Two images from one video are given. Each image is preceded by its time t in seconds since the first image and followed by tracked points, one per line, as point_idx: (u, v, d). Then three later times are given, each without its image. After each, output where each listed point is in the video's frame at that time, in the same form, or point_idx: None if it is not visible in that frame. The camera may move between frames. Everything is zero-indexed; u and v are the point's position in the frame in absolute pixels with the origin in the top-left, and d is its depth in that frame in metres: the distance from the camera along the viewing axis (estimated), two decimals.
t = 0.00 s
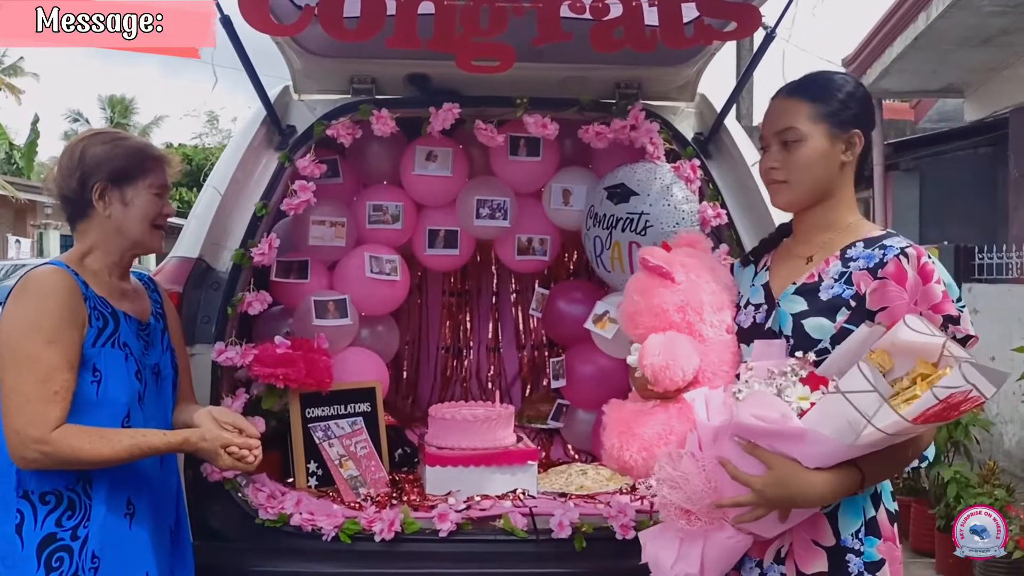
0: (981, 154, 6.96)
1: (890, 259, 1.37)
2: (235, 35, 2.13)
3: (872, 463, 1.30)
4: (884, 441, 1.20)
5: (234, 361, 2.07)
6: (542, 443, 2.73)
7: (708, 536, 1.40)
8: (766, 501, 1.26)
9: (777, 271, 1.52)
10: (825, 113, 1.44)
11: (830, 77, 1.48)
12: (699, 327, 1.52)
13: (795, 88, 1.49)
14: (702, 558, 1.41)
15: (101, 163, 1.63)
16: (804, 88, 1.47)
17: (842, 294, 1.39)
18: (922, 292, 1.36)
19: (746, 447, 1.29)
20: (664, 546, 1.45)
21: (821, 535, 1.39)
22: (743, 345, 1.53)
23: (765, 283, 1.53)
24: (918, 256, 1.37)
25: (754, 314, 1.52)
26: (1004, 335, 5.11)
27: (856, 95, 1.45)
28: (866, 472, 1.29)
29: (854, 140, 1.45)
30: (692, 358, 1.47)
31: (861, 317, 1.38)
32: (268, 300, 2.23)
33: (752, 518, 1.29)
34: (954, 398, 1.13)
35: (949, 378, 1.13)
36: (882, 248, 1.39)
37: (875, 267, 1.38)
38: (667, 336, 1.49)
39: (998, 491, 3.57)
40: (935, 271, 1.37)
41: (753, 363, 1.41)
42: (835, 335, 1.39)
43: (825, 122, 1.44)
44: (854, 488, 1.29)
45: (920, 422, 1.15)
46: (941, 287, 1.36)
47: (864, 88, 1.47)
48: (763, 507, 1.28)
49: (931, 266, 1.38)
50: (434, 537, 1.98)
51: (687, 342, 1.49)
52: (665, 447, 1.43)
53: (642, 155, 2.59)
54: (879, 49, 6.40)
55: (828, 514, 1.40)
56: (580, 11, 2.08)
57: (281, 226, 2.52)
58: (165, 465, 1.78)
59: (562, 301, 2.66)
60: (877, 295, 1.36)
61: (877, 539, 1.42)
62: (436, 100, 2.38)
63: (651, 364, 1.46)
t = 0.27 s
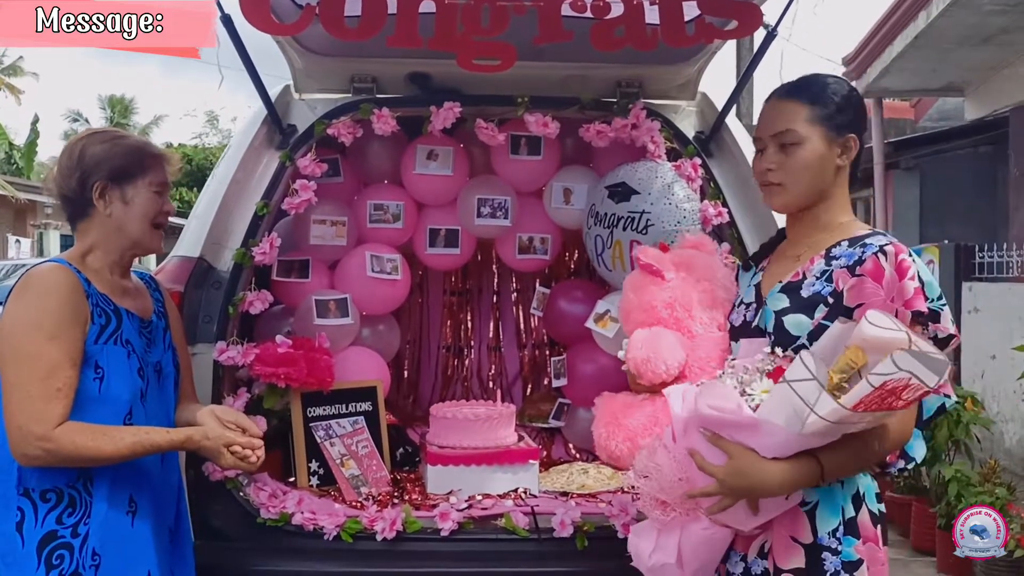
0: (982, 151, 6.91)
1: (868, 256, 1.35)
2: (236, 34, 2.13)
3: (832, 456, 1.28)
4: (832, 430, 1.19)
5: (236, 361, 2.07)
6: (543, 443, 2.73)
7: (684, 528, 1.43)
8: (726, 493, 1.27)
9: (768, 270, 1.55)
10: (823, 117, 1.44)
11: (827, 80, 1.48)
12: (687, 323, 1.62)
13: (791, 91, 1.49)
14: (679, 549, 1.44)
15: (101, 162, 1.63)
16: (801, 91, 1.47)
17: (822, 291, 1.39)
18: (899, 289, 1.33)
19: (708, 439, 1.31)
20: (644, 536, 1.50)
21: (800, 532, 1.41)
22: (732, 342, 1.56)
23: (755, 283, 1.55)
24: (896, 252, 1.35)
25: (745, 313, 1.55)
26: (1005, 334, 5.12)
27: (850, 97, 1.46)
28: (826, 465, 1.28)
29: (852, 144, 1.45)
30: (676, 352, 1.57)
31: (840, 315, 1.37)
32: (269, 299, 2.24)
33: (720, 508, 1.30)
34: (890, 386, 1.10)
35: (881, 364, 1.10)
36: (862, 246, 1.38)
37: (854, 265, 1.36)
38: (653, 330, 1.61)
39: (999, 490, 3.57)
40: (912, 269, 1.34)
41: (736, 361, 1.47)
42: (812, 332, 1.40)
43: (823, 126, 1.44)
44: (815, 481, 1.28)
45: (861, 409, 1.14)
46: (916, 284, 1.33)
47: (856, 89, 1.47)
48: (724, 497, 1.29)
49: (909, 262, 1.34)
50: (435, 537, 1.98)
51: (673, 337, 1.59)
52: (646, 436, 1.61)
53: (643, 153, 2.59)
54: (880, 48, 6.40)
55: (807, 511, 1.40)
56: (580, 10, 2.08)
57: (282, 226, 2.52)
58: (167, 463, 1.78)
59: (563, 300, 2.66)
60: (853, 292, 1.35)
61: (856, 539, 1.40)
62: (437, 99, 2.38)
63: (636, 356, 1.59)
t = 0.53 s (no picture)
0: (985, 149, 6.90)
1: (871, 252, 1.39)
2: (236, 32, 2.12)
3: (850, 441, 1.29)
4: (857, 410, 1.20)
5: (238, 360, 2.06)
6: (545, 441, 2.73)
7: (695, 524, 1.42)
8: (746, 480, 1.27)
9: (767, 269, 1.56)
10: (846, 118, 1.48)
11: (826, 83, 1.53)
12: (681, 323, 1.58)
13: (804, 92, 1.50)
14: (691, 546, 1.42)
15: (96, 159, 1.62)
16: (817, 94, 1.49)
17: (825, 286, 1.42)
18: (903, 284, 1.37)
19: (723, 428, 1.31)
20: (652, 535, 1.47)
21: (806, 528, 1.40)
22: (729, 342, 1.57)
23: (750, 283, 1.57)
24: (898, 248, 1.39)
25: (741, 313, 1.56)
26: (1006, 332, 5.11)
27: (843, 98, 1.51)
28: (846, 452, 1.29)
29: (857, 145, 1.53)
30: (673, 353, 1.50)
31: (845, 308, 1.39)
32: (270, 297, 2.23)
33: (736, 499, 1.30)
34: (918, 361, 1.11)
35: (910, 339, 1.11)
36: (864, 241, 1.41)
37: (856, 260, 1.40)
38: (647, 333, 1.53)
39: (1001, 488, 3.56)
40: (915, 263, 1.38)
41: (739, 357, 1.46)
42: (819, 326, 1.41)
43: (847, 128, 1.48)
44: (834, 467, 1.29)
45: (888, 387, 1.14)
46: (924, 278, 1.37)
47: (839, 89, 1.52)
48: (742, 486, 1.29)
49: (912, 258, 1.38)
50: (438, 535, 1.98)
51: (669, 338, 1.53)
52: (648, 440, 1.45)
53: (645, 151, 2.58)
54: (880, 46, 6.39)
55: (814, 506, 1.41)
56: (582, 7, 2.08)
57: (283, 224, 2.51)
58: (169, 461, 1.77)
59: (565, 298, 2.65)
60: (858, 286, 1.37)
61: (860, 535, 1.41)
62: (438, 97, 2.37)
63: (633, 358, 1.50)
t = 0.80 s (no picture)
0: (983, 149, 6.99)
1: (870, 252, 1.40)
2: (234, 31, 2.12)
3: (865, 443, 1.32)
4: (882, 416, 1.20)
5: (238, 360, 2.05)
6: (545, 441, 2.73)
7: (703, 529, 1.40)
8: (764, 484, 1.27)
9: (761, 270, 1.57)
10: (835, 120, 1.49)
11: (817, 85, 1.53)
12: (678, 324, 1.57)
13: (797, 92, 1.51)
14: (698, 550, 1.40)
15: (88, 160, 1.61)
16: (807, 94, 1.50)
17: (824, 287, 1.42)
18: (901, 284, 1.38)
19: (740, 433, 1.31)
20: (659, 540, 1.45)
21: (809, 528, 1.40)
22: (724, 342, 1.57)
23: (745, 284, 1.58)
24: (895, 249, 1.40)
25: (736, 314, 1.57)
26: (1008, 331, 5.10)
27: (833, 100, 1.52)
28: (860, 453, 1.32)
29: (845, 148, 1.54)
30: (671, 353, 1.50)
31: (845, 309, 1.40)
32: (271, 297, 2.23)
33: (749, 504, 1.30)
34: (947, 369, 1.13)
35: (942, 347, 1.13)
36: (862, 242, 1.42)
37: (854, 261, 1.41)
38: (644, 333, 1.53)
39: (1002, 487, 3.55)
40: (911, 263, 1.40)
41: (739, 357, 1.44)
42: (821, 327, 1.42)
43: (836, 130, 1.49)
44: (849, 469, 1.31)
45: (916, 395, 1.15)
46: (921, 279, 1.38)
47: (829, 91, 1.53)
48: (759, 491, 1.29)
49: (909, 259, 1.40)
50: (438, 536, 1.98)
51: (666, 339, 1.53)
52: (647, 442, 1.42)
53: (645, 150, 2.57)
54: (880, 45, 6.38)
55: (816, 506, 1.41)
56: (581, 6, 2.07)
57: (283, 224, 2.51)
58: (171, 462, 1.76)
59: (565, 298, 2.65)
60: (858, 286, 1.38)
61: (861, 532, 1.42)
62: (438, 96, 2.37)
63: (631, 357, 1.49)
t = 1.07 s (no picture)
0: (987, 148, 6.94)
1: (858, 251, 1.38)
2: (235, 31, 2.12)
3: (843, 441, 1.32)
4: (856, 412, 1.21)
5: (239, 358, 2.06)
6: (547, 440, 2.73)
7: (690, 526, 1.42)
8: (747, 480, 1.28)
9: (753, 269, 1.57)
10: (826, 118, 1.49)
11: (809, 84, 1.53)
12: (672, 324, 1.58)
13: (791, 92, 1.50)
14: (686, 547, 1.42)
15: (86, 160, 1.62)
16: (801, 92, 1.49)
17: (813, 286, 1.42)
18: (890, 282, 1.37)
19: (722, 432, 1.31)
20: (648, 539, 1.46)
21: (800, 526, 1.41)
22: (717, 342, 1.57)
23: (738, 283, 1.57)
24: (884, 247, 1.39)
25: (729, 313, 1.57)
26: (1009, 331, 5.10)
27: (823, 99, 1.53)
28: (840, 452, 1.31)
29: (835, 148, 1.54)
30: (662, 353, 1.51)
31: (832, 308, 1.39)
32: (272, 297, 2.23)
33: (732, 502, 1.30)
34: (916, 364, 1.11)
35: (910, 342, 1.12)
36: (850, 241, 1.41)
37: (843, 260, 1.40)
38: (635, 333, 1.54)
39: (1004, 487, 3.54)
40: (900, 261, 1.38)
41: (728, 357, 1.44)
42: (808, 325, 1.42)
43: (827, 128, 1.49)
44: (829, 467, 1.31)
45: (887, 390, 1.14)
46: (909, 277, 1.36)
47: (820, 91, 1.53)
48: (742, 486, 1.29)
49: (897, 257, 1.38)
50: (439, 534, 1.98)
51: (658, 339, 1.53)
52: (637, 441, 1.43)
53: (646, 149, 2.58)
54: (882, 44, 6.38)
55: (806, 504, 1.41)
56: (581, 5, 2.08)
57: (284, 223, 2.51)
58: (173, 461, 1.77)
59: (566, 297, 2.65)
60: (845, 285, 1.36)
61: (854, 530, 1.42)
62: (439, 96, 2.37)
63: (621, 356, 1.50)
